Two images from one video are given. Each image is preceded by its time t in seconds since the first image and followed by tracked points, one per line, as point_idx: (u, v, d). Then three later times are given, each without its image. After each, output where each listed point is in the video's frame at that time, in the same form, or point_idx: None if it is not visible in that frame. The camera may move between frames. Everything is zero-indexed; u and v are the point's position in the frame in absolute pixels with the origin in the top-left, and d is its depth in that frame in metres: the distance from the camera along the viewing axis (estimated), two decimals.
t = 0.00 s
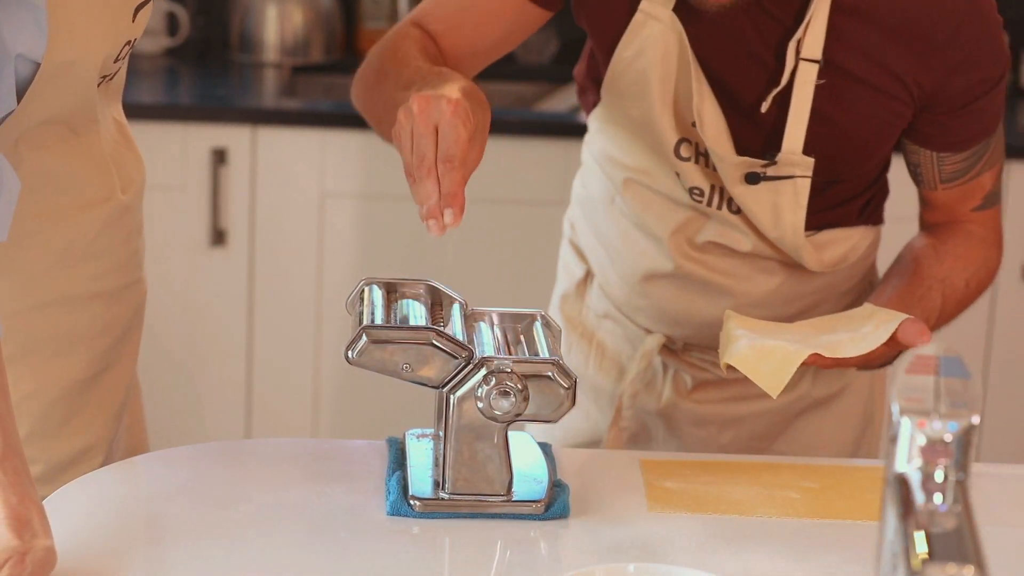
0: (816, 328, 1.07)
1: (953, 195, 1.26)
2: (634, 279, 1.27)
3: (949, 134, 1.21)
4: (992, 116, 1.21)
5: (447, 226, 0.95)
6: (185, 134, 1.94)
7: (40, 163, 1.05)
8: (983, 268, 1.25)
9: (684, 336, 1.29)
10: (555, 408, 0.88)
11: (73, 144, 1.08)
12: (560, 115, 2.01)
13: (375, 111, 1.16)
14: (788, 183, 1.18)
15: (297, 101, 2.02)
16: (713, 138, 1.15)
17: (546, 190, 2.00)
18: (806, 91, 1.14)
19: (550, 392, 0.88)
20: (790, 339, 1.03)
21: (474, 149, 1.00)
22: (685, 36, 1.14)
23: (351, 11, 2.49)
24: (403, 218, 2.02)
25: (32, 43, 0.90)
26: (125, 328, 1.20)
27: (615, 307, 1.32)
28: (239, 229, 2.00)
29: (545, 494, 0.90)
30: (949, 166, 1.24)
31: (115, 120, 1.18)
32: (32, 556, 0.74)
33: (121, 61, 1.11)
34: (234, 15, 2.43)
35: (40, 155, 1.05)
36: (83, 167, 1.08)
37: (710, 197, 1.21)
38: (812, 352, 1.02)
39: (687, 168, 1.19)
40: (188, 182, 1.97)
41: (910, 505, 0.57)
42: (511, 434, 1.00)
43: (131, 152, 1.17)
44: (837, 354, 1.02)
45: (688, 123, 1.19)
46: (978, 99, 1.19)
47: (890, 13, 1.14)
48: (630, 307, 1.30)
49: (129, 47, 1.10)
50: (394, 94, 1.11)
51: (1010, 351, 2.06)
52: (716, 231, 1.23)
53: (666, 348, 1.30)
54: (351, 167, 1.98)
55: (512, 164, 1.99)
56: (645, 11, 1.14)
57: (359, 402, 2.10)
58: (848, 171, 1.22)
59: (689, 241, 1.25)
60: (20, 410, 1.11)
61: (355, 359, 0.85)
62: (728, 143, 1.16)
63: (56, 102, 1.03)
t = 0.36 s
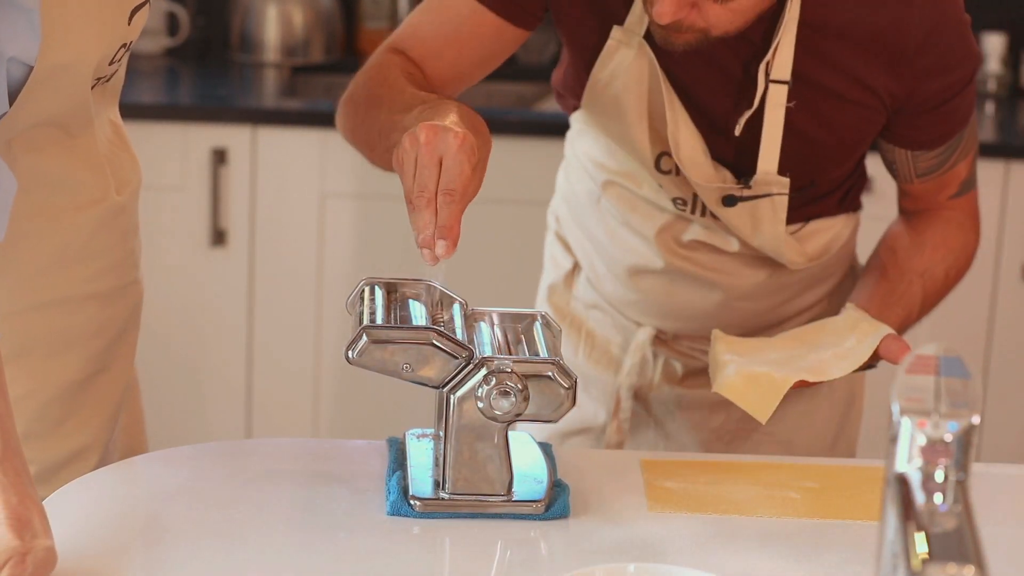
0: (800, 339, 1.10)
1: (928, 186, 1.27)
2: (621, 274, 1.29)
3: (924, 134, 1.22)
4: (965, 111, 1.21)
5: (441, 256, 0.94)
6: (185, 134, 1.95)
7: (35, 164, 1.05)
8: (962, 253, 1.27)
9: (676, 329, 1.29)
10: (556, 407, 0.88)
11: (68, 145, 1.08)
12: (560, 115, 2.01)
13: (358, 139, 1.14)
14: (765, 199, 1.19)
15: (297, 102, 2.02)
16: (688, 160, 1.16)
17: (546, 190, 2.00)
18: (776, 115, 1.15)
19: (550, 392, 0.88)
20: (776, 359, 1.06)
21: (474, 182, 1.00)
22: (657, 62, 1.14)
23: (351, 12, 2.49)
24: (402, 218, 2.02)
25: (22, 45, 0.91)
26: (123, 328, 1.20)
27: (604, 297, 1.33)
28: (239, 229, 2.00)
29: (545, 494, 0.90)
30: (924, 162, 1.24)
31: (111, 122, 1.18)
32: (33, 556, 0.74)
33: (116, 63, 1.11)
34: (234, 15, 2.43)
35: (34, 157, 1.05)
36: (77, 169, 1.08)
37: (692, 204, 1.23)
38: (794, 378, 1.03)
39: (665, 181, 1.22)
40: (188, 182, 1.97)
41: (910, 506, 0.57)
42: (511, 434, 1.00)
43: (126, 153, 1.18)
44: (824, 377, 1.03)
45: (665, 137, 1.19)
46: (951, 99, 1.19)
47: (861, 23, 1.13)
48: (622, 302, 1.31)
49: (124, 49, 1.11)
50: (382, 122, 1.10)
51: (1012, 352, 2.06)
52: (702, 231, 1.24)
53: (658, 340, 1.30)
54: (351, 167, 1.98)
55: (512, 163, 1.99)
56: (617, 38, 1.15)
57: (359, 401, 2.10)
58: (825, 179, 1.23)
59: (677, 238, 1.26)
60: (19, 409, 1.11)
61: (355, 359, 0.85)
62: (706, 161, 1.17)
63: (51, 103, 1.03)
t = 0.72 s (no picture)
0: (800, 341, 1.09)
1: (935, 191, 1.26)
2: (624, 273, 1.29)
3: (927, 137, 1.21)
4: (970, 114, 1.20)
5: (432, 252, 0.95)
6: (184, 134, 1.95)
7: (29, 165, 1.05)
8: (967, 260, 1.26)
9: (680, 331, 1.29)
10: (556, 408, 0.88)
11: (61, 146, 1.08)
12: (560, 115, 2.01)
13: (360, 138, 1.15)
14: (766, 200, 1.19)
15: (297, 102, 2.02)
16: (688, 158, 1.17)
17: (545, 189, 2.00)
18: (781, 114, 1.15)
19: (550, 392, 0.88)
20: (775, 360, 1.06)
21: (471, 180, 1.00)
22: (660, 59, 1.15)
23: (351, 11, 2.49)
24: (402, 218, 2.02)
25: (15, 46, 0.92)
26: (119, 327, 1.20)
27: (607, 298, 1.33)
28: (238, 229, 2.00)
29: (545, 494, 0.91)
30: (930, 167, 1.24)
31: (106, 122, 1.18)
32: (34, 556, 0.74)
33: (112, 65, 1.11)
34: (234, 15, 2.43)
35: (28, 158, 1.05)
36: (71, 169, 1.09)
37: (694, 205, 1.23)
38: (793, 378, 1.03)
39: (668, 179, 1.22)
40: (188, 182, 1.97)
41: (910, 506, 0.57)
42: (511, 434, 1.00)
43: (121, 154, 1.18)
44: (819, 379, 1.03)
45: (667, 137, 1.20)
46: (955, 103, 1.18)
47: (861, 26, 1.13)
48: (625, 303, 1.31)
49: (120, 52, 1.11)
50: (384, 120, 1.10)
51: (1010, 352, 2.06)
52: (704, 231, 1.25)
53: (661, 340, 1.30)
54: (350, 167, 1.98)
55: (512, 163, 1.99)
56: (621, 35, 1.15)
57: (358, 401, 2.10)
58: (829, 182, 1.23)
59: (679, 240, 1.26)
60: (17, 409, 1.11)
61: (356, 359, 0.85)
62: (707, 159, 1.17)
63: (46, 104, 1.04)
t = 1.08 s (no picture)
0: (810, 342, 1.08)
1: (957, 196, 1.26)
2: (637, 278, 1.30)
3: (949, 139, 1.21)
4: (993, 117, 1.20)
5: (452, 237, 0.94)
6: (184, 134, 1.95)
7: (27, 165, 1.05)
8: (988, 268, 1.25)
9: (692, 335, 1.29)
10: (556, 407, 0.88)
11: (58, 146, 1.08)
12: (559, 115, 2.01)
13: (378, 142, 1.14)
14: (782, 195, 1.18)
15: (298, 102, 2.02)
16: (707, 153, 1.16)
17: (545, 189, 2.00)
18: (799, 107, 1.14)
19: (550, 392, 0.88)
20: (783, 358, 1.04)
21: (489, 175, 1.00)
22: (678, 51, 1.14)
23: (351, 12, 2.49)
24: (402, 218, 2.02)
25: (12, 46, 0.92)
26: (118, 327, 1.20)
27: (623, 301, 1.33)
28: (239, 229, 2.00)
29: (545, 494, 0.91)
30: (951, 170, 1.24)
31: (102, 123, 1.18)
32: (34, 556, 0.74)
33: (108, 66, 1.11)
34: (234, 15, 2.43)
35: (27, 158, 1.05)
36: (67, 169, 1.09)
37: (708, 204, 1.22)
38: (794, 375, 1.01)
39: (683, 178, 1.21)
40: (188, 182, 1.97)
41: (910, 505, 0.57)
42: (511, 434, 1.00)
43: (120, 155, 1.18)
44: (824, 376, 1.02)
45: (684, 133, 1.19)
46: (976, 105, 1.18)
47: (882, 25, 1.13)
48: (637, 305, 1.31)
49: (116, 52, 1.11)
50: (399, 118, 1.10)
51: (1010, 352, 2.06)
52: (717, 233, 1.24)
53: (674, 344, 1.30)
54: (351, 167, 1.98)
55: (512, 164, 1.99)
56: (639, 26, 1.14)
57: (358, 401, 2.10)
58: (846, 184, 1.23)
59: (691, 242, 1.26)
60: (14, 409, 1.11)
61: (355, 358, 0.85)
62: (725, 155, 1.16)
63: (43, 104, 1.04)
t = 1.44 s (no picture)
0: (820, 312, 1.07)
1: (988, 177, 1.25)
2: (629, 273, 1.22)
3: (980, 118, 1.20)
4: None
5: None
6: (184, 133, 1.95)
7: (26, 165, 1.06)
8: (1013, 254, 1.24)
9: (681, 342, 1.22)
10: (556, 407, 0.88)
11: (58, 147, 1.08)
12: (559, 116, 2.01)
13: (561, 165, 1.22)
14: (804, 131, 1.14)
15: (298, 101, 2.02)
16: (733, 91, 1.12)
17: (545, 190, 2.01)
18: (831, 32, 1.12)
19: (550, 392, 0.88)
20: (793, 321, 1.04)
21: None
22: None
23: (351, 11, 2.49)
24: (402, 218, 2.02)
25: (10, 50, 0.92)
26: (118, 327, 1.20)
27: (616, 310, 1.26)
28: (239, 229, 2.00)
29: (545, 494, 0.90)
30: (982, 148, 1.23)
31: (101, 122, 1.19)
32: (34, 556, 0.74)
33: (107, 66, 1.12)
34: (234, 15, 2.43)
35: (26, 157, 1.05)
36: (67, 169, 1.09)
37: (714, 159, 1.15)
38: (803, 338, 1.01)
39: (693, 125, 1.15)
40: (188, 182, 1.97)
41: (911, 505, 0.57)
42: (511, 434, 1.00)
43: (118, 155, 1.19)
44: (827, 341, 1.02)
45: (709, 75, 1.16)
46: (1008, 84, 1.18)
47: None
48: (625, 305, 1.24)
49: (115, 52, 1.11)
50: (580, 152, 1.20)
51: (1010, 353, 2.06)
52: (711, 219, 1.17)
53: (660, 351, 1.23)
54: (351, 167, 1.98)
55: (512, 164, 1.99)
56: None
57: (358, 401, 2.10)
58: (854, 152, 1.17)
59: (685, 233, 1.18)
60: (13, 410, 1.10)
61: (355, 359, 0.85)
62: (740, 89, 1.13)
63: (43, 105, 1.04)
